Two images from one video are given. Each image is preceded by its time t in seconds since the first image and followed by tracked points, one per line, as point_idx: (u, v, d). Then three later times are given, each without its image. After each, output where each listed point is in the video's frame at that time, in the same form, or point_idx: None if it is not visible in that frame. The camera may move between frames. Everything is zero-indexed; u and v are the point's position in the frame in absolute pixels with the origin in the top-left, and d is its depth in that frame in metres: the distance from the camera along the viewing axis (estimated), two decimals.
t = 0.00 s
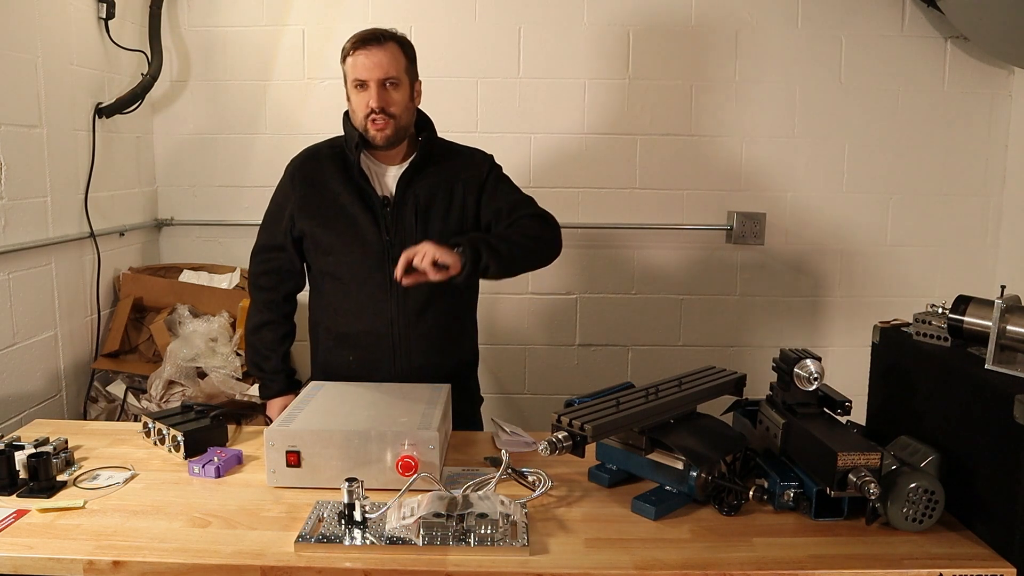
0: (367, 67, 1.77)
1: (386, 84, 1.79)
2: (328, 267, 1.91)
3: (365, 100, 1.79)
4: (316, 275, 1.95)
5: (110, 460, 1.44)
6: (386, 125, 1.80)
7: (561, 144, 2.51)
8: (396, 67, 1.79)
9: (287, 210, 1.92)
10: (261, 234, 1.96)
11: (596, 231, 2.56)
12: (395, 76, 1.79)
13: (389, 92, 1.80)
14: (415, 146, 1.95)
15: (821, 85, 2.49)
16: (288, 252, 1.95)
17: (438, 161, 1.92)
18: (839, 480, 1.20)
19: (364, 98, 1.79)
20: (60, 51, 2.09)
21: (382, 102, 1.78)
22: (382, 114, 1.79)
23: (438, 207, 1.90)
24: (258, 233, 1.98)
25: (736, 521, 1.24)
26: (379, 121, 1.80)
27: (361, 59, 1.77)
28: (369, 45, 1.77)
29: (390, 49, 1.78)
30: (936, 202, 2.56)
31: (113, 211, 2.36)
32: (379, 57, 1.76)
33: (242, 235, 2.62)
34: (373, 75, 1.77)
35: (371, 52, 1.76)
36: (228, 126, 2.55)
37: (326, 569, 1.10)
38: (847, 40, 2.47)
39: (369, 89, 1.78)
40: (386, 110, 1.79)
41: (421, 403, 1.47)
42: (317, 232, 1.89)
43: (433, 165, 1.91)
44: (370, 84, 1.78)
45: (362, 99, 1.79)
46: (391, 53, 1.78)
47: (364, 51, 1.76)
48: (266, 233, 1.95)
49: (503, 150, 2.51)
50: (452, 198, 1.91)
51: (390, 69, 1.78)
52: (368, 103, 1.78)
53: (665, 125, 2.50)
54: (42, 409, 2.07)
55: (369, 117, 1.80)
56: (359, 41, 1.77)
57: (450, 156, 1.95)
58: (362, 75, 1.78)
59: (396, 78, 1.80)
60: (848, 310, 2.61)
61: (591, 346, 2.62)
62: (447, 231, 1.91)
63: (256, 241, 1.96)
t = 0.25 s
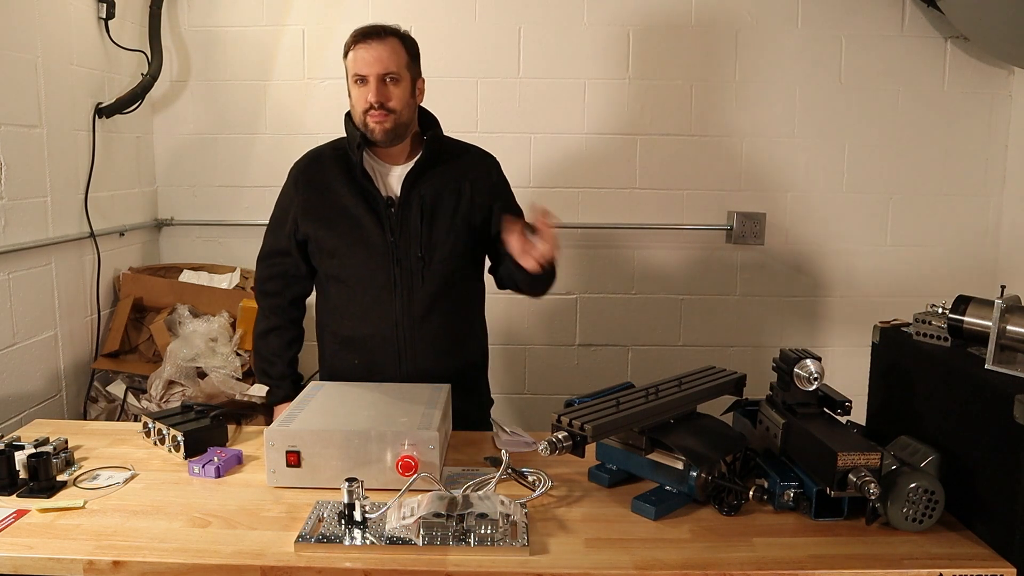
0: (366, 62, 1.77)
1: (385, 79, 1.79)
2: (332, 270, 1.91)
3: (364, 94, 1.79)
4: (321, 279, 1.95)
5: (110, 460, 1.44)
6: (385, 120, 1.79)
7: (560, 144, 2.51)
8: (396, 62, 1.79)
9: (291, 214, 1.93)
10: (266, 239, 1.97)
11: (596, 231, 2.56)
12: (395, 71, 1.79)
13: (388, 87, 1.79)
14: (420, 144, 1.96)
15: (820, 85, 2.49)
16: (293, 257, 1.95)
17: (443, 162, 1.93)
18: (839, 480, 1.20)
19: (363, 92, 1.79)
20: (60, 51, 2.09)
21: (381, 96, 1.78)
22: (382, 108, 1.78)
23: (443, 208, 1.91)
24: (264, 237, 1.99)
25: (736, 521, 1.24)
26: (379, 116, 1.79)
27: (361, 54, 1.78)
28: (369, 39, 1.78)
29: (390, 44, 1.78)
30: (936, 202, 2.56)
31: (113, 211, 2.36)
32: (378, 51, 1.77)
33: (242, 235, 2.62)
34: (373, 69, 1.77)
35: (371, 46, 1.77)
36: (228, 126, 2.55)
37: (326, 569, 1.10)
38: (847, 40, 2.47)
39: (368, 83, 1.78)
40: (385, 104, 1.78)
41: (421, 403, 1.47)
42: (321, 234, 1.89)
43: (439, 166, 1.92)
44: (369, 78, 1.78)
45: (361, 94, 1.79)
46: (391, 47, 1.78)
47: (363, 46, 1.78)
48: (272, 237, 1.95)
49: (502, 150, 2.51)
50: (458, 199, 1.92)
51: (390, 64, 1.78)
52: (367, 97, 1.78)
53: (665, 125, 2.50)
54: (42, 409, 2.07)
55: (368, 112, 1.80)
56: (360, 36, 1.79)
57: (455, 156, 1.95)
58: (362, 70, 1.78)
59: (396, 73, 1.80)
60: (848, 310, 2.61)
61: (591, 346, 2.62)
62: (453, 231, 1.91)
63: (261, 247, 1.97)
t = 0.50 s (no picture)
0: (367, 70, 1.73)
1: (387, 87, 1.76)
2: (335, 271, 1.91)
3: (365, 102, 1.77)
4: (323, 280, 1.95)
5: (110, 460, 1.44)
6: (387, 128, 1.79)
7: (560, 144, 2.51)
8: (397, 69, 1.75)
9: (291, 215, 1.92)
10: (267, 242, 1.97)
11: (596, 232, 2.56)
12: (396, 78, 1.76)
13: (389, 94, 1.77)
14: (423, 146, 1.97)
15: (821, 85, 2.49)
16: (295, 259, 1.95)
17: (445, 164, 1.94)
18: (839, 480, 1.20)
19: (365, 100, 1.76)
20: (60, 51, 2.09)
21: (383, 105, 1.76)
22: (383, 116, 1.78)
23: (446, 209, 1.91)
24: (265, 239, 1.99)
25: (736, 521, 1.24)
26: (380, 123, 1.78)
27: (362, 61, 1.73)
28: (370, 45, 1.73)
29: (391, 51, 1.74)
30: (936, 202, 2.56)
31: (113, 211, 2.36)
32: (380, 59, 1.72)
33: (242, 235, 2.62)
34: (374, 77, 1.74)
35: (372, 53, 1.73)
36: (228, 126, 2.55)
37: (326, 569, 1.10)
38: (847, 40, 2.47)
39: (369, 91, 1.75)
40: (386, 113, 1.77)
41: (421, 403, 1.47)
42: (322, 236, 1.89)
43: (441, 168, 1.93)
44: (370, 86, 1.75)
45: (362, 100, 1.77)
46: (392, 54, 1.74)
47: (364, 53, 1.73)
48: (272, 239, 1.95)
49: (502, 150, 2.51)
50: (461, 201, 1.92)
51: (392, 71, 1.75)
52: (368, 106, 1.76)
53: (665, 125, 2.50)
54: (42, 409, 2.07)
55: (369, 120, 1.78)
56: (361, 41, 1.73)
57: (458, 158, 1.96)
58: (363, 76, 1.74)
59: (397, 80, 1.77)
60: (847, 310, 2.61)
61: (591, 346, 2.62)
62: (456, 233, 1.91)
63: (262, 249, 1.97)
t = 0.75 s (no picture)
0: (399, 81, 1.72)
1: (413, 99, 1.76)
2: (334, 272, 1.91)
3: (390, 111, 1.75)
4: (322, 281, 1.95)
5: (110, 460, 1.44)
6: (408, 138, 1.79)
7: (560, 144, 2.51)
8: (424, 82, 1.76)
9: (287, 216, 1.92)
10: (260, 244, 1.96)
11: (596, 232, 2.56)
12: (422, 91, 1.77)
13: (415, 106, 1.77)
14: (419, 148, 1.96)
15: (820, 85, 2.49)
16: (290, 260, 1.95)
17: (442, 164, 1.93)
18: (839, 480, 1.20)
19: (391, 109, 1.75)
20: (60, 51, 2.09)
21: (409, 117, 1.76)
22: (407, 128, 1.77)
23: (443, 209, 1.91)
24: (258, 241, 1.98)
25: (736, 521, 1.24)
26: (402, 133, 1.78)
27: (395, 71, 1.72)
28: (403, 57, 1.72)
29: (422, 64, 1.74)
30: (936, 203, 2.56)
31: (113, 211, 2.36)
32: (412, 72, 1.73)
33: (242, 235, 2.62)
34: (405, 90, 1.73)
35: (405, 65, 1.72)
36: (228, 126, 2.55)
37: (326, 569, 1.10)
38: (847, 40, 2.47)
39: (398, 101, 1.74)
40: (411, 124, 1.77)
41: (421, 403, 1.47)
42: (320, 237, 1.89)
43: (437, 167, 1.92)
44: (399, 97, 1.74)
45: (387, 111, 1.75)
46: (422, 68, 1.74)
47: (396, 64, 1.71)
48: (266, 241, 1.94)
49: (502, 150, 2.51)
50: (456, 200, 1.92)
51: (420, 83, 1.75)
52: (395, 116, 1.75)
53: (664, 125, 2.50)
54: (42, 409, 2.07)
55: (392, 129, 1.77)
56: (394, 53, 1.71)
57: (454, 158, 1.95)
58: (392, 87, 1.73)
59: (422, 92, 1.77)
60: (847, 310, 2.61)
61: (591, 346, 2.62)
62: (452, 233, 1.91)
63: (256, 251, 1.96)
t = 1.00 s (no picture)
0: (401, 83, 1.73)
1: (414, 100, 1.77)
2: (328, 271, 1.91)
3: (391, 113, 1.75)
4: (315, 279, 1.95)
5: (110, 460, 1.44)
6: (408, 139, 1.80)
7: (560, 144, 2.51)
8: (424, 84, 1.77)
9: (283, 214, 1.91)
10: (254, 241, 1.95)
11: (596, 232, 2.56)
12: (422, 92, 1.78)
13: (415, 108, 1.78)
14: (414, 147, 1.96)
15: (820, 85, 2.49)
16: (285, 256, 1.94)
17: (437, 164, 1.93)
18: (839, 480, 1.20)
19: (392, 111, 1.75)
20: (60, 51, 2.09)
21: (410, 119, 1.77)
22: (407, 130, 1.78)
23: (439, 209, 1.91)
24: (251, 238, 1.97)
25: (736, 521, 1.24)
26: (403, 134, 1.78)
27: (397, 73, 1.72)
28: (405, 59, 1.72)
29: (423, 66, 1.75)
30: (936, 202, 2.56)
31: (113, 211, 2.36)
32: (414, 74, 1.73)
33: (242, 235, 2.62)
34: (406, 92, 1.73)
35: (406, 68, 1.72)
36: (228, 126, 2.55)
37: (326, 569, 1.10)
38: (847, 40, 2.47)
39: (399, 103, 1.74)
40: (412, 126, 1.78)
41: (421, 403, 1.47)
42: (317, 235, 1.89)
43: (432, 167, 1.92)
44: (400, 99, 1.74)
45: (388, 112, 1.75)
46: (423, 69, 1.75)
47: (398, 66, 1.72)
48: (260, 238, 1.94)
49: (502, 150, 2.51)
50: (451, 202, 1.93)
51: (421, 85, 1.76)
52: (396, 117, 1.75)
53: (664, 125, 2.50)
54: (42, 409, 2.07)
55: (393, 130, 1.77)
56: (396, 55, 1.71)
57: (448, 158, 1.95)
58: (393, 89, 1.73)
59: (422, 93, 1.78)
60: (847, 310, 2.61)
61: (591, 346, 2.62)
62: (447, 235, 1.93)
63: (250, 248, 1.95)
